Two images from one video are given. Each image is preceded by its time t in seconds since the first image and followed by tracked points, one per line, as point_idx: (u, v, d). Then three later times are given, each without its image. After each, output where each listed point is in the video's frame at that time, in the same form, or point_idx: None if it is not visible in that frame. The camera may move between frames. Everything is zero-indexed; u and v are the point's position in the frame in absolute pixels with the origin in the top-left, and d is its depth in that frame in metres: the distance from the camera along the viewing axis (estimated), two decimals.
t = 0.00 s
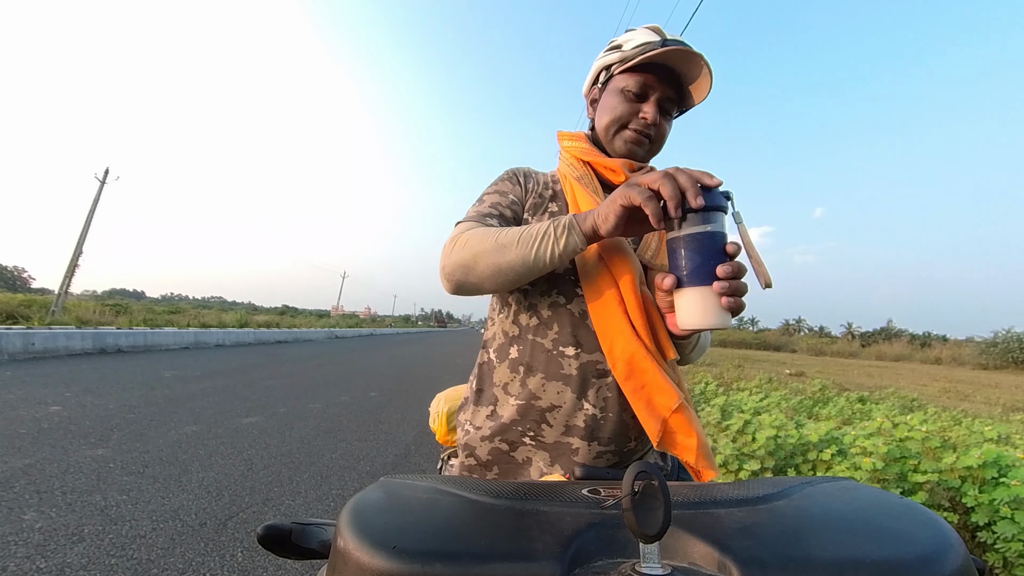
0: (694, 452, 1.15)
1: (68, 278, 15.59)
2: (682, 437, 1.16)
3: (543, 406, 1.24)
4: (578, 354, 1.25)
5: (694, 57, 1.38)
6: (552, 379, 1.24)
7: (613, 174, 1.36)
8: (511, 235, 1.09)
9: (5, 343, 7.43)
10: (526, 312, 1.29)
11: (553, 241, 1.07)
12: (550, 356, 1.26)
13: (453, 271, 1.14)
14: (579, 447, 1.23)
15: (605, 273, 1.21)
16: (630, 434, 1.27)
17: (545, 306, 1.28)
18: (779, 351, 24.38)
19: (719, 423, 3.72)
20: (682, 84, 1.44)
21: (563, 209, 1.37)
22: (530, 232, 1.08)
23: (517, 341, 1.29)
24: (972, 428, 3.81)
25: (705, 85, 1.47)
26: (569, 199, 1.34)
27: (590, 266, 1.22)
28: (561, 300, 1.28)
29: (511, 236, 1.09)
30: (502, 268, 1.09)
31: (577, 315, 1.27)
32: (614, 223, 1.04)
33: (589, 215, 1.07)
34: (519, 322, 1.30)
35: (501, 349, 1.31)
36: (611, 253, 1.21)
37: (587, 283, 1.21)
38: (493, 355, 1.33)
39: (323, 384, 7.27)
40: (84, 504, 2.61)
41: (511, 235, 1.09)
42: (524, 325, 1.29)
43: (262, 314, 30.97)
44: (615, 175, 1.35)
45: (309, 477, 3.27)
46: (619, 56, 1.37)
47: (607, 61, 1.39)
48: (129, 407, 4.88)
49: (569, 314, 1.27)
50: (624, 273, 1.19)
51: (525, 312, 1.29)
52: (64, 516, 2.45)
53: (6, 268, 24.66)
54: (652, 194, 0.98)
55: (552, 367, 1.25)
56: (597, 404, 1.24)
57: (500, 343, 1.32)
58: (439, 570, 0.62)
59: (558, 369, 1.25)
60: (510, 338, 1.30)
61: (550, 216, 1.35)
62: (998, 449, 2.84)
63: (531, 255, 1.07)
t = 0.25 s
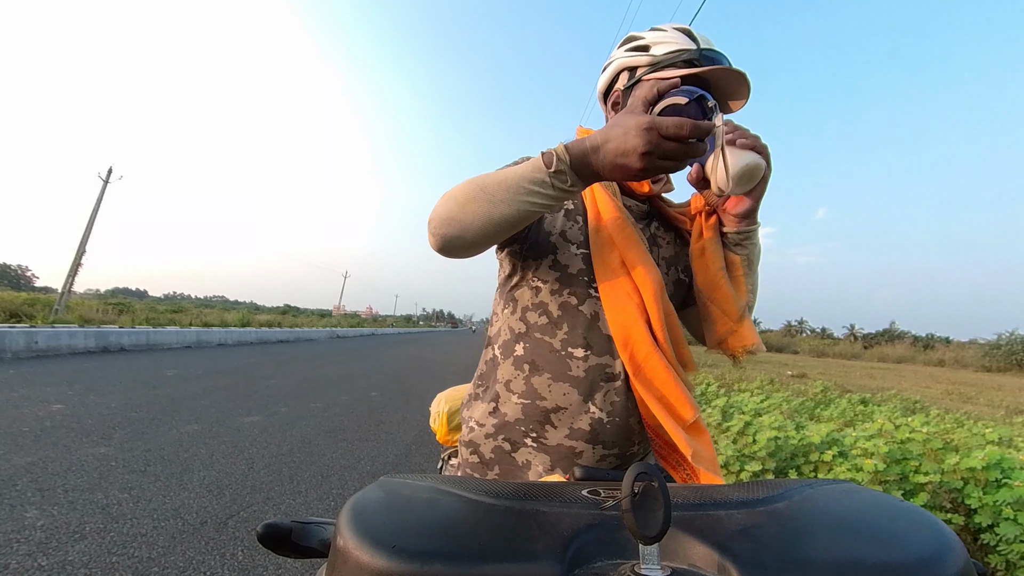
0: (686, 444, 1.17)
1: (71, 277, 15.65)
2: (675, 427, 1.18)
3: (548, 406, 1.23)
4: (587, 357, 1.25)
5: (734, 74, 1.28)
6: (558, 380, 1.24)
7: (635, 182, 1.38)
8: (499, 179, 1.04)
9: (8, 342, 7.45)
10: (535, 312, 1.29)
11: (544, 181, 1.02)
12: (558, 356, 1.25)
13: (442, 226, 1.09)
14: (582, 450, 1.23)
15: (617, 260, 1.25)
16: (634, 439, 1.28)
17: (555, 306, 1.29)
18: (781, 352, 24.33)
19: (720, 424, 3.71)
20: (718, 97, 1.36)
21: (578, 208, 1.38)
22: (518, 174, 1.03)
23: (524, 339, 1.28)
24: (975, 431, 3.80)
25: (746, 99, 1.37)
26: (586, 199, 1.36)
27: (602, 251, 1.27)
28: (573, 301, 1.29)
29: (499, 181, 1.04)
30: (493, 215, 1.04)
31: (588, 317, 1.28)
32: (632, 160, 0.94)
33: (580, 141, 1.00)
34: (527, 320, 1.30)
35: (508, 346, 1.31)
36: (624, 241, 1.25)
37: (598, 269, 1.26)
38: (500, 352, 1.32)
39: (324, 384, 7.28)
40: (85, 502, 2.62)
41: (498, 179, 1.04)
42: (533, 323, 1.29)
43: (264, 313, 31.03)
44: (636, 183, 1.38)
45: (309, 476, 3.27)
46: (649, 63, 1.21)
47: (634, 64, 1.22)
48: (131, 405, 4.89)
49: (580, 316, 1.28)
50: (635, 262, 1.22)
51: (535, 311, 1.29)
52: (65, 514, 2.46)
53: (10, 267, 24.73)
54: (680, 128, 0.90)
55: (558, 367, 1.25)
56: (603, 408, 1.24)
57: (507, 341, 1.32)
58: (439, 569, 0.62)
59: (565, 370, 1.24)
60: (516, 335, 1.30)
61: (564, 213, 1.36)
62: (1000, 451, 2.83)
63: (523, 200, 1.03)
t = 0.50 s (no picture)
0: (682, 445, 1.17)
1: (72, 277, 15.65)
2: (671, 428, 1.18)
3: (549, 406, 1.23)
4: (588, 356, 1.25)
5: (734, 71, 1.28)
6: (560, 379, 1.24)
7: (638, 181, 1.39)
8: (499, 180, 1.04)
9: (9, 342, 7.45)
10: (536, 311, 1.29)
11: (544, 181, 1.02)
12: (558, 356, 1.25)
13: (442, 227, 1.10)
14: (583, 450, 1.23)
15: (617, 260, 1.25)
16: (635, 438, 1.28)
17: (556, 306, 1.29)
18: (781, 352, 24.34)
19: (720, 424, 3.71)
20: (719, 95, 1.37)
21: (579, 207, 1.38)
22: (518, 175, 1.03)
23: (525, 338, 1.29)
24: (976, 431, 3.79)
25: (747, 97, 1.38)
26: (587, 199, 1.36)
27: (603, 250, 1.27)
28: (573, 300, 1.29)
29: (499, 181, 1.04)
30: (493, 216, 1.05)
31: (589, 316, 1.28)
32: (632, 161, 0.94)
33: (580, 141, 1.00)
34: (528, 319, 1.30)
35: (509, 345, 1.31)
36: (625, 240, 1.25)
37: (598, 268, 1.26)
38: (500, 351, 1.33)
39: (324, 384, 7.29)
40: (86, 502, 2.62)
41: (497, 179, 1.04)
42: (533, 322, 1.29)
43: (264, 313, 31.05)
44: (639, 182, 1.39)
45: (310, 477, 3.27)
46: (650, 61, 1.21)
47: (634, 64, 1.22)
48: (131, 405, 4.89)
49: (580, 315, 1.28)
50: (635, 261, 1.23)
51: (535, 310, 1.30)
52: (66, 514, 2.46)
53: (10, 266, 24.75)
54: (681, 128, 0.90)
55: (559, 367, 1.25)
56: (604, 408, 1.24)
57: (508, 340, 1.32)
58: (439, 569, 0.62)
59: (566, 369, 1.24)
60: (517, 334, 1.30)
61: (565, 212, 1.36)
62: (1001, 451, 2.83)
63: (523, 202, 1.03)
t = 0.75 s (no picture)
0: (680, 446, 1.16)
1: (72, 276, 15.65)
2: (669, 429, 1.18)
3: (549, 405, 1.23)
4: (588, 356, 1.25)
5: (734, 69, 1.28)
6: (560, 379, 1.24)
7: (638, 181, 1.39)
8: (498, 180, 1.04)
9: (9, 342, 7.45)
10: (536, 310, 1.29)
11: (544, 181, 1.01)
12: (559, 356, 1.25)
13: (442, 227, 1.10)
14: (583, 449, 1.23)
15: (617, 259, 1.25)
16: (635, 438, 1.28)
17: (556, 305, 1.29)
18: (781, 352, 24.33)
19: (721, 424, 3.71)
20: (720, 94, 1.37)
21: (579, 207, 1.38)
22: (517, 174, 1.03)
23: (525, 338, 1.29)
24: (976, 431, 3.79)
25: (749, 95, 1.38)
26: (587, 198, 1.36)
27: (603, 249, 1.27)
28: (573, 300, 1.29)
29: (499, 181, 1.04)
30: (493, 216, 1.05)
31: (589, 315, 1.28)
32: (631, 160, 0.94)
33: (579, 140, 1.00)
34: (528, 318, 1.30)
35: (508, 344, 1.31)
36: (625, 239, 1.25)
37: (598, 267, 1.26)
38: (500, 351, 1.33)
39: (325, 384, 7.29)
40: (86, 502, 2.62)
41: (497, 179, 1.04)
42: (533, 322, 1.29)
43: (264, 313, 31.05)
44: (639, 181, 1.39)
45: (310, 477, 3.27)
46: (651, 60, 1.20)
47: (634, 64, 1.22)
48: (131, 405, 4.89)
49: (580, 315, 1.28)
50: (635, 260, 1.23)
51: (535, 310, 1.30)
52: (66, 514, 2.46)
53: (10, 266, 24.77)
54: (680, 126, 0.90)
55: (560, 367, 1.25)
56: (604, 408, 1.24)
57: (507, 339, 1.32)
58: (439, 570, 0.62)
59: (566, 369, 1.24)
60: (517, 334, 1.30)
61: (565, 211, 1.36)
62: (1002, 451, 2.83)
63: (522, 201, 1.03)
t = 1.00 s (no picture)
0: (681, 446, 1.17)
1: (72, 276, 15.65)
2: (670, 429, 1.18)
3: (549, 405, 1.23)
4: (588, 356, 1.25)
5: (736, 72, 1.28)
6: (560, 378, 1.24)
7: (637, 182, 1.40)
8: (500, 181, 1.04)
9: (9, 342, 7.45)
10: (536, 310, 1.29)
11: (546, 181, 1.02)
12: (559, 356, 1.25)
13: (443, 227, 1.10)
14: (583, 450, 1.23)
15: (617, 259, 1.25)
16: (635, 438, 1.28)
17: (556, 305, 1.29)
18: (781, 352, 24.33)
19: (720, 424, 3.71)
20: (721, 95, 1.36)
21: (579, 207, 1.38)
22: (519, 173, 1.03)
23: (525, 338, 1.28)
24: (976, 431, 3.79)
25: (750, 97, 1.38)
26: (588, 197, 1.36)
27: (604, 249, 1.27)
28: (574, 300, 1.29)
29: (501, 182, 1.04)
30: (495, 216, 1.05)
31: (589, 316, 1.28)
32: (633, 160, 0.94)
33: (582, 140, 1.00)
34: (528, 318, 1.30)
35: (508, 345, 1.31)
36: (625, 240, 1.25)
37: (598, 267, 1.26)
38: (500, 351, 1.33)
39: (324, 384, 7.29)
40: (86, 502, 2.62)
41: (499, 179, 1.04)
42: (534, 322, 1.29)
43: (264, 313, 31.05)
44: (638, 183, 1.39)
45: (310, 476, 3.27)
46: (652, 62, 1.21)
47: (636, 65, 1.22)
48: (131, 405, 4.89)
49: (581, 315, 1.28)
50: (635, 261, 1.23)
51: (535, 310, 1.29)
52: (66, 514, 2.46)
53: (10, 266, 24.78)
54: (681, 127, 0.91)
55: (560, 367, 1.25)
56: (604, 408, 1.24)
57: (507, 339, 1.32)
58: (439, 570, 0.62)
59: (566, 369, 1.24)
60: (517, 334, 1.30)
61: (565, 211, 1.36)
62: (1001, 451, 2.83)
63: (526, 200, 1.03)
